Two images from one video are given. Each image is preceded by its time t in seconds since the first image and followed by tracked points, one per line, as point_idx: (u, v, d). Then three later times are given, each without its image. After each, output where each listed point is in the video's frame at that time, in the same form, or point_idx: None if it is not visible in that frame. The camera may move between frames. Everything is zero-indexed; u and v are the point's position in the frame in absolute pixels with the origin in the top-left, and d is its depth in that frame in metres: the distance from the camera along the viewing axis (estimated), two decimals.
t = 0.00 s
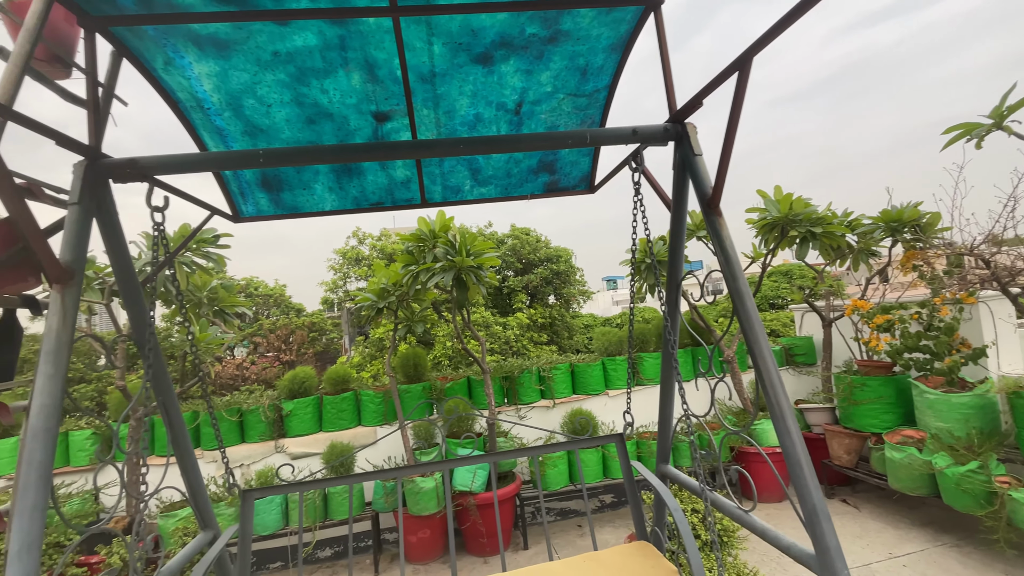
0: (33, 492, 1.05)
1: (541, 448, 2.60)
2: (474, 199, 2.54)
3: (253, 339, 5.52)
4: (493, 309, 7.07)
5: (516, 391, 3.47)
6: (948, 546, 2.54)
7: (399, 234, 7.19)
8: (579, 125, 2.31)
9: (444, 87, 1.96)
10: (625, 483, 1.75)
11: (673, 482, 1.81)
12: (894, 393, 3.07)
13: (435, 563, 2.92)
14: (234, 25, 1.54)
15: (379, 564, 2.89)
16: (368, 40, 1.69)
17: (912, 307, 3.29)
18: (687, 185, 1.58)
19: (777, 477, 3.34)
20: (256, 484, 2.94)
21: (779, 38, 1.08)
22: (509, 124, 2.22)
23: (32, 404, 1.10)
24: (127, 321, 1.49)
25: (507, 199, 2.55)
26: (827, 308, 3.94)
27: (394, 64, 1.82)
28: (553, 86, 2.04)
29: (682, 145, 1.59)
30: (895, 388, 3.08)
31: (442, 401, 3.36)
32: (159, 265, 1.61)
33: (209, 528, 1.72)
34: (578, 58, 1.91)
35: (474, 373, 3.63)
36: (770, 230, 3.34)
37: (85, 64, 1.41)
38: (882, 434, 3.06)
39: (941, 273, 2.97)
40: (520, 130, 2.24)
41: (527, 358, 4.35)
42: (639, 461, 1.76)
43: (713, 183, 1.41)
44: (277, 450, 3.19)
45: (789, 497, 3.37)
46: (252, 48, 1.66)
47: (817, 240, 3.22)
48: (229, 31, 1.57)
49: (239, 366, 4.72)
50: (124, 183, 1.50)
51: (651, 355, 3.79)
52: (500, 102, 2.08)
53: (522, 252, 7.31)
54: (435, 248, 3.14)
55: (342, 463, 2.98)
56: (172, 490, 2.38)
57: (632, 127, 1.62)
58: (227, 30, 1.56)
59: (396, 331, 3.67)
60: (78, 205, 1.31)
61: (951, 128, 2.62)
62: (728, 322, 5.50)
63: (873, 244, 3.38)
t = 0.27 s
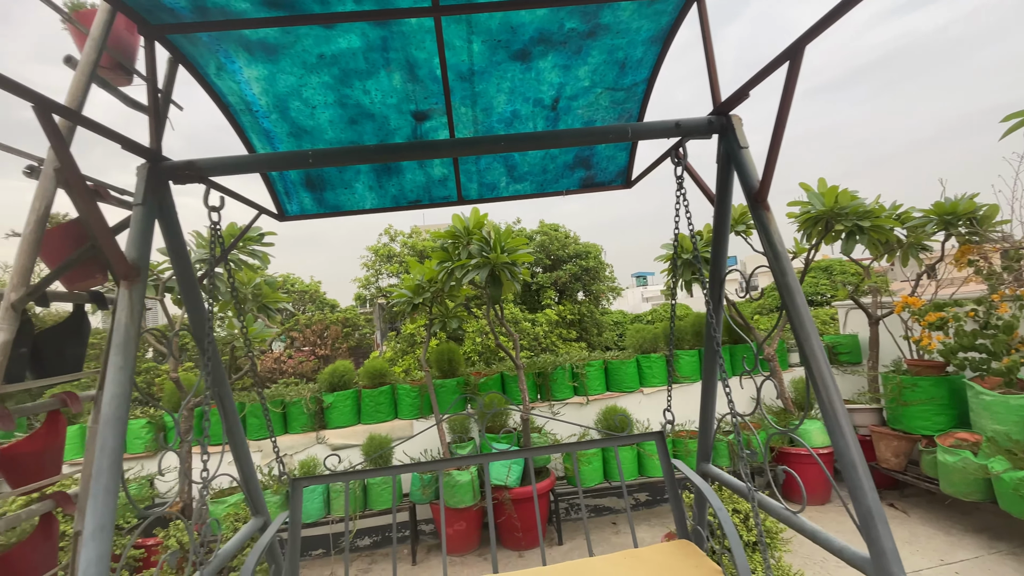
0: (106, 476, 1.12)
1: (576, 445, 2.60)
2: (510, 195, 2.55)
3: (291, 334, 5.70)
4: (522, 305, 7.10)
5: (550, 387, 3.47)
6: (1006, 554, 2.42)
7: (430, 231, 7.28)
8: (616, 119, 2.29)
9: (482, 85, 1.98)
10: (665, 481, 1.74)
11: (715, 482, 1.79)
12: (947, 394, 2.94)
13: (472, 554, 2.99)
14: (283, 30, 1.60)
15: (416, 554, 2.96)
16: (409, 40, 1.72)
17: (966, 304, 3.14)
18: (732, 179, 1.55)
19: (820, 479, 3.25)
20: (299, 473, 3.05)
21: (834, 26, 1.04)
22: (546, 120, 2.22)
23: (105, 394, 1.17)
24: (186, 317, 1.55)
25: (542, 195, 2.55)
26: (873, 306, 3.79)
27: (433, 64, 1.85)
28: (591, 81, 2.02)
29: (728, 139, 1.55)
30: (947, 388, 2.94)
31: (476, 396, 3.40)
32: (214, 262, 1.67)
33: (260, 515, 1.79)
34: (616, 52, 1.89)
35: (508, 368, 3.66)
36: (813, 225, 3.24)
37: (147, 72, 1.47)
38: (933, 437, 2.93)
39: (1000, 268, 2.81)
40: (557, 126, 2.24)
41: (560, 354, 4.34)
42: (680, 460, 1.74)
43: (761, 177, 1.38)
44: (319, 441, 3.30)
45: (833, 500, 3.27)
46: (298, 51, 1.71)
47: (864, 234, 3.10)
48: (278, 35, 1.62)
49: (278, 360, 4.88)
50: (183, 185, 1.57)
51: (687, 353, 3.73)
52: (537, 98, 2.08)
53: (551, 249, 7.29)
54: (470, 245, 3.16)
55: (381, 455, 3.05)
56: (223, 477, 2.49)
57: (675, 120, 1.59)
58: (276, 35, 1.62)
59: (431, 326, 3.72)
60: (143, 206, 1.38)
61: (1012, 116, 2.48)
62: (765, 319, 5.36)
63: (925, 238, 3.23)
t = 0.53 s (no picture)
0: (176, 459, 1.18)
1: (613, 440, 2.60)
2: (548, 190, 2.55)
3: (326, 329, 5.84)
4: (551, 301, 7.08)
5: (585, 383, 3.46)
6: None
7: (459, 228, 7.33)
8: (657, 112, 2.25)
9: (522, 81, 1.98)
10: (710, 478, 1.73)
11: (762, 481, 1.75)
12: (1006, 395, 2.79)
13: (508, 547, 3.01)
14: (332, 32, 1.64)
15: (454, 545, 3.01)
16: (453, 38, 1.74)
17: None
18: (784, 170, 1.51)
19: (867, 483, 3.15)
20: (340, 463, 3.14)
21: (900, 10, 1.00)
22: (585, 114, 2.21)
23: (173, 382, 1.24)
24: (242, 310, 1.62)
25: (580, 190, 2.54)
26: (924, 302, 3.63)
27: (475, 60, 1.86)
28: (632, 73, 2.00)
29: (779, 129, 1.51)
30: (1007, 389, 2.80)
31: (511, 391, 3.42)
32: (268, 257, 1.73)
33: (310, 501, 1.86)
34: (660, 43, 1.86)
35: (542, 363, 3.66)
36: (861, 218, 3.12)
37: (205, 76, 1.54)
38: (991, 440, 2.79)
39: None
40: (597, 120, 2.22)
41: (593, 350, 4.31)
42: (725, 458, 1.72)
43: (816, 168, 1.34)
44: (359, 432, 3.40)
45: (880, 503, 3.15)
46: (346, 52, 1.75)
47: (917, 228, 2.96)
48: (327, 37, 1.66)
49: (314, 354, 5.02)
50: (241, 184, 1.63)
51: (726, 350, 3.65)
52: (577, 92, 2.07)
53: (580, 244, 7.24)
54: (506, 240, 3.17)
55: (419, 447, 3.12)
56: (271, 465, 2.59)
57: (724, 111, 1.56)
58: (325, 37, 1.66)
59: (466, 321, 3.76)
60: (204, 204, 1.45)
61: None
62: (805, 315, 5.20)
63: (983, 231, 3.07)
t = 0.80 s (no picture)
0: (242, 443, 1.24)
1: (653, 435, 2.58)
2: (589, 182, 2.53)
3: (361, 322, 5.97)
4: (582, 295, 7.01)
5: (622, 378, 3.43)
6: None
7: (490, 222, 7.36)
8: (703, 100, 2.20)
9: (566, 72, 1.96)
10: (761, 476, 1.70)
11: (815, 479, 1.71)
12: None
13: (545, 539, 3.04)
14: (381, 28, 1.66)
15: (492, 535, 3.06)
16: (499, 31, 1.74)
17: None
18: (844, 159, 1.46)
19: (919, 487, 3.01)
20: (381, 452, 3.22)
21: None
22: (629, 104, 2.18)
23: (238, 369, 1.29)
24: (297, 302, 1.68)
25: (622, 181, 2.51)
26: (984, 296, 3.44)
27: (520, 53, 1.86)
28: (679, 61, 1.95)
29: (839, 116, 1.46)
30: None
31: (547, 385, 3.42)
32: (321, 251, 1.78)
33: (360, 487, 1.92)
34: (709, 30, 1.81)
35: (579, 357, 3.64)
36: (917, 208, 2.97)
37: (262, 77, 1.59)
38: None
39: None
40: (641, 110, 2.19)
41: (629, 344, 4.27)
42: (776, 455, 1.69)
43: (880, 156, 1.29)
44: (399, 422, 3.48)
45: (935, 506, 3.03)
46: (393, 49, 1.78)
47: (980, 218, 2.80)
48: (376, 34, 1.69)
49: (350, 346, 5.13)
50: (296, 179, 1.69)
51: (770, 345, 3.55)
52: (622, 83, 2.04)
53: (611, 238, 7.14)
54: (543, 234, 3.16)
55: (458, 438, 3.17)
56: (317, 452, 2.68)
57: (779, 98, 1.51)
58: (374, 33, 1.69)
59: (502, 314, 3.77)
60: (263, 200, 1.50)
61: None
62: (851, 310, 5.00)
63: None
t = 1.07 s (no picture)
0: (310, 421, 1.29)
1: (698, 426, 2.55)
2: (635, 169, 2.49)
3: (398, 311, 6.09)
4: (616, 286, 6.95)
5: (664, 369, 3.39)
6: None
7: (523, 213, 7.35)
8: (758, 82, 2.13)
9: (616, 56, 1.93)
10: (820, 470, 1.70)
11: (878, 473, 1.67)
12: None
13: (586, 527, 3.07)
14: (433, 17, 1.67)
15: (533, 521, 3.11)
16: (549, 16, 1.72)
17: None
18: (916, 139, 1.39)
19: (991, 481, 2.90)
20: (425, 437, 3.30)
21: None
22: (680, 88, 2.13)
23: (305, 351, 1.35)
24: (353, 288, 1.73)
25: (670, 167, 2.46)
26: None
27: (570, 38, 1.83)
28: (734, 41, 1.89)
29: (912, 95, 1.39)
30: None
31: (588, 374, 3.42)
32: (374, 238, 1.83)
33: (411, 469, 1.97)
34: (768, 7, 1.75)
35: (619, 347, 3.61)
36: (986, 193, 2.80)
37: (319, 70, 1.63)
38: None
39: None
40: (692, 94, 2.14)
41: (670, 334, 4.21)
42: (837, 449, 1.68)
43: (959, 135, 1.22)
44: (441, 409, 3.55)
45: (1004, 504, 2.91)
46: (444, 37, 1.79)
47: None
48: (428, 23, 1.70)
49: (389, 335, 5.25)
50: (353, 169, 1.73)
51: (820, 337, 3.44)
52: (673, 65, 1.99)
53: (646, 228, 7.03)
54: (585, 223, 3.13)
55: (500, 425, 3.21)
56: (365, 436, 2.76)
57: (847, 77, 1.45)
58: (426, 23, 1.70)
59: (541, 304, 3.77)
60: (323, 188, 1.55)
61: None
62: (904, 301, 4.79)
63: None
